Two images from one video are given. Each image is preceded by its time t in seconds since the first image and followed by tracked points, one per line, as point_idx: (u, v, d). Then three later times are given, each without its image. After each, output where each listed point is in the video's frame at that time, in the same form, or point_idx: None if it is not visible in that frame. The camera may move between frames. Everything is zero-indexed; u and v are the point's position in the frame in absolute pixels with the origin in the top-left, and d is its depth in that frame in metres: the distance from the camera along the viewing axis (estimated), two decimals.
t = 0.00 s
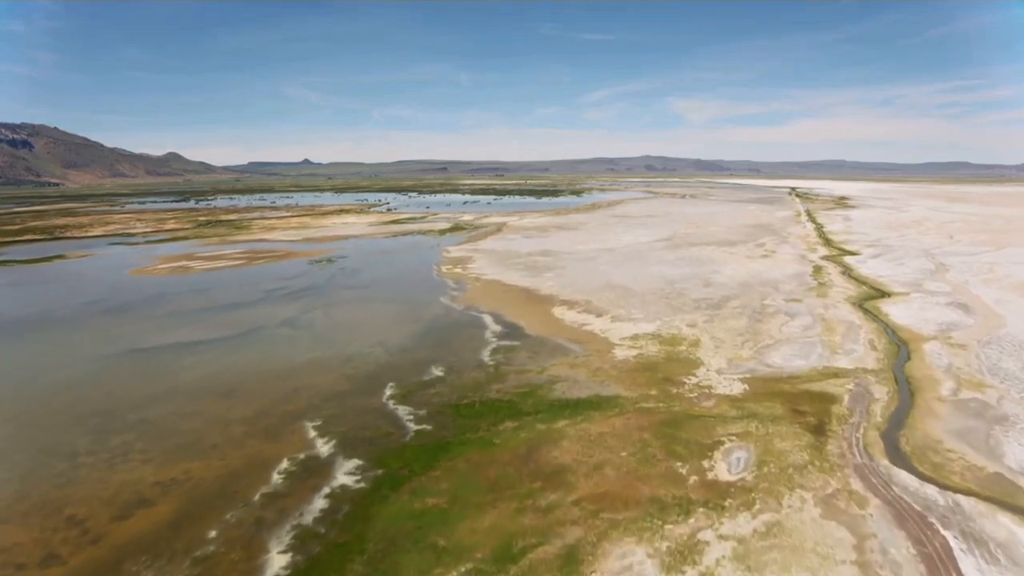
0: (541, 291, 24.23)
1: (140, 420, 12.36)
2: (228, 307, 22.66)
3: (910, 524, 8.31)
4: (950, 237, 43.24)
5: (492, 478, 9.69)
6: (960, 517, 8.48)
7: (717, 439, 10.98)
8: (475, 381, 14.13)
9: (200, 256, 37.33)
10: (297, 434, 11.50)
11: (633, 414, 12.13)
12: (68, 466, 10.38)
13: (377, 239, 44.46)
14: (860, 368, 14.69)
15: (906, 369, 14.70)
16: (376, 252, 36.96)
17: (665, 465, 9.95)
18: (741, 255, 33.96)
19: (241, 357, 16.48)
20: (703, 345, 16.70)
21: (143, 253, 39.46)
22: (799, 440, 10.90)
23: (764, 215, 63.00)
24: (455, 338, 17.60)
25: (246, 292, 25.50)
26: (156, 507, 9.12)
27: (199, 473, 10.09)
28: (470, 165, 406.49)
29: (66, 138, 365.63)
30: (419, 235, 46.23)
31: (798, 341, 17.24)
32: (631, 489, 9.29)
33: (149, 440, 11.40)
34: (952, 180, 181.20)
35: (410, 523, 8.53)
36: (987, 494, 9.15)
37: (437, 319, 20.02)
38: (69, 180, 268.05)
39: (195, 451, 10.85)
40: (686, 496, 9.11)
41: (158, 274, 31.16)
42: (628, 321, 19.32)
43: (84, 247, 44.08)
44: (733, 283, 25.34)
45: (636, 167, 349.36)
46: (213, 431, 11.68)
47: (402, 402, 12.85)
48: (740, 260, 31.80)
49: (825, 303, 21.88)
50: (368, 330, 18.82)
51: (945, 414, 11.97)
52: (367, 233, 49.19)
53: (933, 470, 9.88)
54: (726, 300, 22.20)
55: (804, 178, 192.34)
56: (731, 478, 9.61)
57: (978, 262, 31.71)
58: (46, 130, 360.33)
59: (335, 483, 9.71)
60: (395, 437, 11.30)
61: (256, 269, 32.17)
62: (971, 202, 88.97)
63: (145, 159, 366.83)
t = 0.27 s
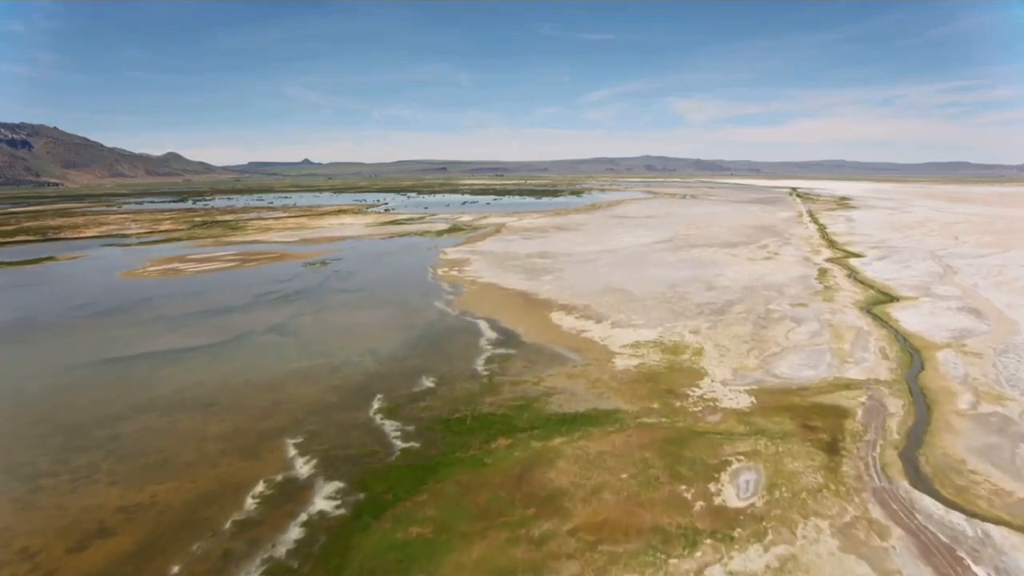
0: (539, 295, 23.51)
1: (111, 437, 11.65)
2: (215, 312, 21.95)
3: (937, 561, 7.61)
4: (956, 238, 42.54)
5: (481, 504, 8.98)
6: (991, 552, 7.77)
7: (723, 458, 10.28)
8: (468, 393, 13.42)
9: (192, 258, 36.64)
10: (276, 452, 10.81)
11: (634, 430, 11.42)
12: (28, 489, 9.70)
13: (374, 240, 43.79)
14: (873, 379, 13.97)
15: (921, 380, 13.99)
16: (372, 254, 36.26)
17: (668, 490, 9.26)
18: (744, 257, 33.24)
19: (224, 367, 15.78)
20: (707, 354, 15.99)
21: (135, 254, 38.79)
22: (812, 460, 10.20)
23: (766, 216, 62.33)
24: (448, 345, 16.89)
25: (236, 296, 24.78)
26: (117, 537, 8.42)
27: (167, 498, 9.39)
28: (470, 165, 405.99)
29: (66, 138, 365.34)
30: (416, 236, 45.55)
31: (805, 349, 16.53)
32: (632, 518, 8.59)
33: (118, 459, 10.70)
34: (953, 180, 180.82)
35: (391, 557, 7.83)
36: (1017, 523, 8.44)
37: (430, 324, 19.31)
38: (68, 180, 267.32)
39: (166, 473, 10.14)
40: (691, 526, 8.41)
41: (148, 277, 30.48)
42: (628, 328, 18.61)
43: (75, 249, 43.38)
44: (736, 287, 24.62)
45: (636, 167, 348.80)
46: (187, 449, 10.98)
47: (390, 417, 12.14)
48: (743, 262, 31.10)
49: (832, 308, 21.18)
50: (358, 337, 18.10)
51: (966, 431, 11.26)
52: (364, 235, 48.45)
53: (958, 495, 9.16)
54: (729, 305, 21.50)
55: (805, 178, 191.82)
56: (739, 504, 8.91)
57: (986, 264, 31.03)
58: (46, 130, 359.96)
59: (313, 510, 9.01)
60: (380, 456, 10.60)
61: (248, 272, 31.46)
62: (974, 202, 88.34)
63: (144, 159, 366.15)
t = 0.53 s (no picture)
0: (536, 301, 22.67)
1: (72, 459, 10.84)
2: (200, 319, 21.14)
3: None
4: (964, 240, 41.71)
5: (468, 540, 8.20)
6: None
7: (732, 485, 9.50)
8: (458, 409, 12.58)
9: (183, 261, 35.87)
10: (249, 477, 10.02)
11: (635, 452, 10.60)
12: None
13: (369, 242, 43.00)
14: (889, 394, 13.13)
15: (941, 394, 13.13)
16: (366, 256, 35.42)
17: (673, 523, 8.46)
18: (748, 260, 32.36)
19: (202, 379, 14.96)
20: (712, 365, 15.17)
21: (125, 257, 38.03)
22: (829, 487, 9.39)
23: (769, 217, 61.51)
24: (439, 356, 16.05)
25: (223, 301, 23.98)
26: None
27: (123, 532, 8.60)
28: (470, 165, 405.18)
29: (65, 138, 365.06)
30: (413, 238, 44.76)
31: (816, 359, 15.72)
32: (633, 557, 7.81)
33: (76, 486, 9.91)
34: (955, 181, 180.28)
35: None
36: None
37: (422, 332, 18.48)
38: (67, 180, 266.78)
39: (126, 502, 9.34)
40: (699, 567, 7.62)
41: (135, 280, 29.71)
42: (629, 337, 17.76)
43: (65, 251, 42.56)
44: (741, 292, 23.75)
45: (636, 167, 348.14)
46: (152, 474, 10.17)
47: (373, 437, 11.33)
48: (747, 265, 30.30)
49: (842, 314, 20.31)
50: (346, 347, 17.27)
51: (994, 453, 10.42)
52: (360, 236, 47.61)
53: (991, 528, 8.35)
54: (734, 311, 20.69)
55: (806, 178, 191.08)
56: (751, 540, 8.12)
57: (997, 267, 30.18)
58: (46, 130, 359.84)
59: (283, 546, 8.22)
60: (360, 481, 9.80)
61: (238, 275, 30.63)
62: (978, 202, 87.55)
63: (144, 159, 365.32)
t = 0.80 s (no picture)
0: (534, 305, 21.92)
1: (35, 480, 10.13)
2: (186, 324, 20.43)
3: None
4: (969, 241, 41.06)
5: None
6: None
7: (741, 512, 8.81)
8: (449, 424, 11.88)
9: (174, 263, 35.16)
10: (222, 502, 9.33)
11: (636, 474, 9.90)
12: None
13: (365, 243, 42.31)
14: (906, 408, 12.40)
15: (960, 408, 12.44)
16: (361, 258, 34.69)
17: (678, 557, 7.78)
18: (751, 263, 31.59)
19: (181, 389, 14.24)
20: (717, 375, 14.46)
21: (116, 259, 37.33)
22: (846, 515, 8.70)
23: (770, 218, 60.89)
24: (432, 365, 15.33)
25: (212, 305, 23.27)
26: None
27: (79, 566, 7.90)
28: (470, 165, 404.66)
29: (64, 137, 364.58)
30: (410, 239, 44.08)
31: (825, 369, 15.03)
32: None
33: (34, 510, 9.19)
34: (956, 181, 179.71)
35: None
36: None
37: (415, 339, 17.76)
38: (66, 180, 266.26)
39: (87, 530, 8.64)
40: None
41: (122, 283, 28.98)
42: (630, 345, 17.03)
43: (56, 252, 41.87)
44: (745, 296, 23.01)
45: (636, 167, 347.61)
46: (118, 498, 9.46)
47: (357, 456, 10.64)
48: (750, 268, 29.62)
49: (850, 320, 19.57)
50: (335, 354, 16.55)
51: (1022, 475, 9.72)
52: (356, 237, 46.89)
53: None
54: (739, 317, 20.00)
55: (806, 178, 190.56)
56: None
57: (1006, 269, 29.51)
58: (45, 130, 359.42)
59: None
60: (341, 507, 9.11)
61: (230, 278, 29.92)
62: (980, 203, 86.97)
63: (144, 159, 365.22)
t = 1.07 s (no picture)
0: (531, 311, 21.09)
1: None
2: (169, 332, 19.63)
3: None
4: (977, 242, 40.33)
5: None
6: None
7: (754, 550, 8.02)
8: (437, 446, 11.05)
9: (164, 265, 34.38)
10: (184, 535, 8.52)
11: (639, 503, 9.09)
12: None
13: (361, 245, 41.52)
14: (926, 427, 11.58)
15: (986, 426, 11.63)
16: (355, 261, 33.86)
17: None
18: (755, 265, 30.78)
19: (155, 403, 13.42)
20: (723, 388, 13.65)
21: (105, 261, 36.53)
22: (870, 553, 7.91)
23: (772, 218, 60.17)
24: (422, 378, 14.49)
25: (198, 311, 22.46)
26: None
27: None
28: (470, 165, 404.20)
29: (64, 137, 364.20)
30: (407, 241, 43.29)
31: (838, 381, 14.22)
32: None
33: None
34: (958, 181, 179.07)
35: None
36: None
37: (406, 348, 16.92)
38: (65, 180, 265.76)
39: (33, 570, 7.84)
40: None
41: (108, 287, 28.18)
42: (631, 354, 16.21)
43: (45, 254, 41.08)
44: (750, 302, 22.20)
45: (637, 167, 346.99)
46: (70, 531, 8.62)
47: (336, 481, 9.82)
48: (754, 271, 28.83)
49: (861, 327, 18.76)
50: (321, 366, 15.70)
51: None
52: (352, 239, 46.11)
53: None
54: (744, 324, 19.19)
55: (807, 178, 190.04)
56: None
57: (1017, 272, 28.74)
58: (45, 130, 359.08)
59: None
60: (315, 543, 8.30)
61: (219, 282, 29.09)
62: (983, 203, 86.35)
63: (144, 159, 364.75)
